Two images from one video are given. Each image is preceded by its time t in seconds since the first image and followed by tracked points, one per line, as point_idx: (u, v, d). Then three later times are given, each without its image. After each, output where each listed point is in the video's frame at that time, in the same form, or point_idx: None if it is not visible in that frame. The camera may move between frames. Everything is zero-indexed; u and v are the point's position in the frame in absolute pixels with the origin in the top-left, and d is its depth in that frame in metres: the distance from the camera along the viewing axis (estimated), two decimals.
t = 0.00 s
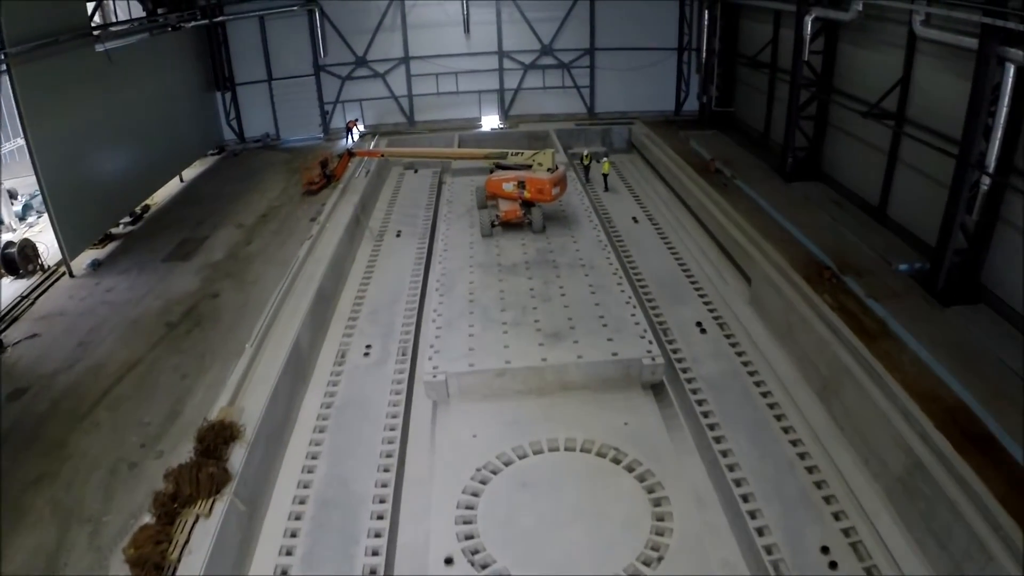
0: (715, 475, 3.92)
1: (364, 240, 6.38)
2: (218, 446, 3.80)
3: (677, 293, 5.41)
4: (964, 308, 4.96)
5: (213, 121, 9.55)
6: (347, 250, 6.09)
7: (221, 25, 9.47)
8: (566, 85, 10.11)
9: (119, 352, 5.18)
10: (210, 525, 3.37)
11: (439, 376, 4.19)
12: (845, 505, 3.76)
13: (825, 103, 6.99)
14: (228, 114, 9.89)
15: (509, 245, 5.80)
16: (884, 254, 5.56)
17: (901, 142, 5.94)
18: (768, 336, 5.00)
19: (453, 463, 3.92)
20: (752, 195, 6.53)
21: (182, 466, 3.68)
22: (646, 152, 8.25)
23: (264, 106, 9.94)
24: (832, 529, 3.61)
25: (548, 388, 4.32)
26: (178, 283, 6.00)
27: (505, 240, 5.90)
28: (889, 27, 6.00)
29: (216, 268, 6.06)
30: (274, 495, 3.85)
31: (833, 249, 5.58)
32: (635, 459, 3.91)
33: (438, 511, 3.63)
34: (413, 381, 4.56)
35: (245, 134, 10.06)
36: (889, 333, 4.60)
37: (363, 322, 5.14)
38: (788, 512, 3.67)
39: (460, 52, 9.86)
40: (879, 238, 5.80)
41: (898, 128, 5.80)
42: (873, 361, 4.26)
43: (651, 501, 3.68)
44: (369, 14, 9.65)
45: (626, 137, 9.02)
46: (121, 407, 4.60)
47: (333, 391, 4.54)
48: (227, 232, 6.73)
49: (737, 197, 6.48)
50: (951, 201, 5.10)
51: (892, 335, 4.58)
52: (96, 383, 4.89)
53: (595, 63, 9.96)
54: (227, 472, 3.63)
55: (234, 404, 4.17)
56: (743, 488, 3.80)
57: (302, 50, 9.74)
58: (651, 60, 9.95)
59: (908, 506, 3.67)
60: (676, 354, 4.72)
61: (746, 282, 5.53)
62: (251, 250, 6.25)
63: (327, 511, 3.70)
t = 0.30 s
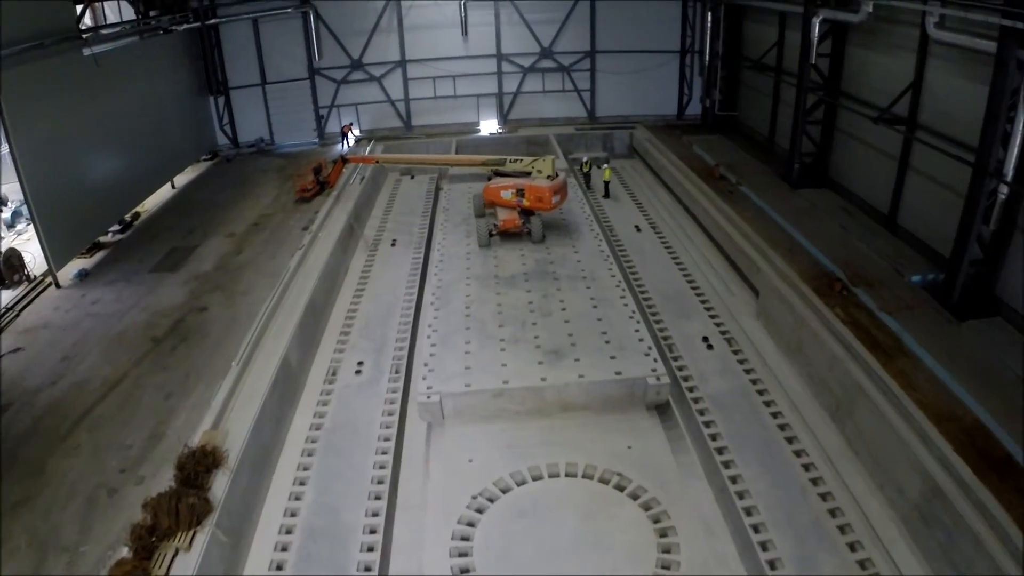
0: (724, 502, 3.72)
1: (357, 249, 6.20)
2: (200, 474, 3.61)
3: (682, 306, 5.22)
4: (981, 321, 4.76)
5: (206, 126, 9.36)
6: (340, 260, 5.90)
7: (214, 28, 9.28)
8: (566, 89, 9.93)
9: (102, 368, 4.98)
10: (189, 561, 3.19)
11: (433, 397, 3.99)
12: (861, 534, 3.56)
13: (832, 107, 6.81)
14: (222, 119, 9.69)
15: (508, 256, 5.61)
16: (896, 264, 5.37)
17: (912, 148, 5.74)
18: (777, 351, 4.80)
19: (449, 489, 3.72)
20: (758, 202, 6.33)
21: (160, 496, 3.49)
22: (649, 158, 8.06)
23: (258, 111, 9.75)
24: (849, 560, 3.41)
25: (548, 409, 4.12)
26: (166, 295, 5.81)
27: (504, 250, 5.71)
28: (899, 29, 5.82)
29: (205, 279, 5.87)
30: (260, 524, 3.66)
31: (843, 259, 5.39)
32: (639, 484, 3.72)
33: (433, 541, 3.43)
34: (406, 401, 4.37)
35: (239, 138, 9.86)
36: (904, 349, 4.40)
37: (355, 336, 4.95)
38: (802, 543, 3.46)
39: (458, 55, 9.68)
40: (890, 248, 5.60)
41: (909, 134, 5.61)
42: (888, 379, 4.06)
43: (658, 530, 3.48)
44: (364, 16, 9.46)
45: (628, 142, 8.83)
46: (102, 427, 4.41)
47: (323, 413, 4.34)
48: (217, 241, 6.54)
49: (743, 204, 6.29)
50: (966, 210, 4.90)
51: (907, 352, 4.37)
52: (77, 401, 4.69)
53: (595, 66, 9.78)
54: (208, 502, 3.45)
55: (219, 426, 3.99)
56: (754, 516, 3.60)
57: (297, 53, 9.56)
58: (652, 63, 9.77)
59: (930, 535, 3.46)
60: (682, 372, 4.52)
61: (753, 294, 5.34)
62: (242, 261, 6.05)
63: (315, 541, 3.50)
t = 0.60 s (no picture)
0: (733, 533, 3.51)
1: (351, 260, 6.00)
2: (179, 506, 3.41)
3: (687, 321, 5.02)
4: (1000, 336, 4.55)
5: (200, 132, 9.17)
6: (333, 272, 5.70)
7: (208, 32, 9.11)
8: (566, 94, 9.74)
9: (83, 386, 4.77)
10: None
11: (426, 421, 3.79)
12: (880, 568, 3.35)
13: (840, 113, 6.62)
14: (215, 125, 9.50)
15: (505, 268, 5.41)
16: (909, 276, 5.16)
17: (924, 155, 5.54)
18: (786, 369, 4.60)
19: (443, 519, 3.52)
20: (764, 211, 6.14)
21: (136, 530, 3.31)
22: (651, 164, 7.87)
23: (252, 117, 9.56)
24: None
25: (548, 432, 3.92)
26: (153, 308, 5.61)
27: (501, 261, 5.51)
28: (910, 32, 5.63)
29: (193, 292, 5.67)
30: (245, 557, 3.46)
31: (854, 271, 5.19)
32: (644, 514, 3.50)
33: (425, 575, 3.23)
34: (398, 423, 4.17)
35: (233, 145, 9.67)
36: (919, 367, 4.19)
37: (346, 353, 4.75)
38: None
39: (456, 60, 9.50)
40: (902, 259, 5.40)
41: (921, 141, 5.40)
42: (906, 400, 3.84)
43: (665, 564, 3.27)
44: (360, 20, 9.28)
45: (629, 148, 8.66)
46: (81, 450, 4.20)
47: (311, 436, 4.15)
48: (207, 251, 6.34)
49: (749, 213, 6.09)
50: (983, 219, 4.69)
51: (923, 370, 4.17)
52: (55, 422, 4.48)
53: (596, 70, 9.60)
54: (187, 536, 3.26)
55: (201, 451, 3.80)
56: (765, 550, 3.38)
57: (291, 58, 9.38)
58: (654, 67, 9.59)
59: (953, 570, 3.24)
60: (688, 392, 4.32)
61: (760, 308, 5.13)
62: (231, 272, 5.86)
63: None
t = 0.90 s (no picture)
0: (744, 565, 3.30)
1: (344, 271, 5.81)
2: (156, 538, 3.21)
3: (693, 336, 4.82)
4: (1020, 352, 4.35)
5: (193, 138, 8.99)
6: (326, 283, 5.51)
7: (201, 36, 8.93)
8: (567, 99, 9.57)
9: (62, 404, 4.57)
10: None
11: (419, 446, 3.59)
12: None
13: (848, 118, 6.43)
14: (208, 131, 9.31)
15: (503, 279, 5.22)
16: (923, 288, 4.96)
17: (937, 162, 5.34)
18: (797, 388, 4.40)
19: (436, 551, 3.32)
20: (771, 220, 5.95)
21: (109, 565, 3.11)
22: (653, 171, 7.68)
23: (246, 122, 9.37)
24: None
25: (547, 456, 3.73)
26: (139, 321, 5.42)
27: (499, 273, 5.33)
28: (922, 35, 5.42)
29: (180, 305, 5.48)
30: None
31: (865, 283, 4.99)
32: (650, 546, 3.30)
33: None
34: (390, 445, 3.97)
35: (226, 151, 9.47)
36: (936, 386, 3.99)
37: (337, 370, 4.57)
38: None
39: (454, 63, 9.32)
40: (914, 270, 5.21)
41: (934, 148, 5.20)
42: (924, 423, 3.64)
43: None
44: (356, 23, 9.11)
45: (631, 154, 8.47)
46: (58, 473, 3.98)
47: (299, 460, 3.95)
48: (196, 262, 6.16)
49: (755, 222, 5.91)
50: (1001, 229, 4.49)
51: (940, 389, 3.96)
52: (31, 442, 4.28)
53: (596, 74, 9.42)
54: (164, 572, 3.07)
55: (182, 478, 3.60)
56: None
57: (286, 62, 9.20)
58: (656, 71, 9.41)
59: None
60: (694, 413, 4.12)
61: (769, 322, 4.94)
62: (221, 284, 5.67)
63: None
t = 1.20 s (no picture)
0: None
1: (337, 283, 5.63)
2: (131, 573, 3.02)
3: (699, 352, 4.64)
4: None
5: (185, 144, 8.81)
6: (318, 295, 5.33)
7: (193, 40, 8.77)
8: (567, 103, 9.39)
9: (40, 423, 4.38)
10: None
11: (411, 472, 3.39)
12: None
13: (856, 123, 6.24)
14: (201, 137, 9.14)
15: (501, 292, 5.04)
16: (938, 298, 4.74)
17: (950, 169, 5.12)
18: (808, 408, 4.20)
19: None
20: (778, 228, 5.76)
21: None
22: (655, 178, 7.50)
23: (239, 127, 9.20)
24: None
25: (546, 483, 3.53)
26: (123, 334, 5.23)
27: (496, 285, 5.15)
28: (934, 37, 5.20)
29: (166, 318, 5.29)
30: None
31: (877, 295, 4.76)
32: None
33: None
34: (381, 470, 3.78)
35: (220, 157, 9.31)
36: (953, 403, 3.73)
37: (327, 389, 4.38)
38: None
39: (452, 67, 9.14)
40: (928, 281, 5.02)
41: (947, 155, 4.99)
42: (942, 446, 3.42)
43: None
44: (351, 26, 8.93)
45: (633, 160, 8.30)
46: (32, 501, 3.77)
47: (285, 485, 3.77)
48: (185, 272, 5.97)
49: (761, 231, 5.72)
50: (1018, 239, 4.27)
51: (958, 407, 3.70)
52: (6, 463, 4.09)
53: (597, 78, 9.24)
54: None
55: (161, 506, 3.41)
56: None
57: (280, 66, 9.03)
58: (658, 75, 9.23)
59: None
60: (701, 436, 3.93)
61: (777, 337, 4.75)
62: (209, 296, 5.48)
63: None
